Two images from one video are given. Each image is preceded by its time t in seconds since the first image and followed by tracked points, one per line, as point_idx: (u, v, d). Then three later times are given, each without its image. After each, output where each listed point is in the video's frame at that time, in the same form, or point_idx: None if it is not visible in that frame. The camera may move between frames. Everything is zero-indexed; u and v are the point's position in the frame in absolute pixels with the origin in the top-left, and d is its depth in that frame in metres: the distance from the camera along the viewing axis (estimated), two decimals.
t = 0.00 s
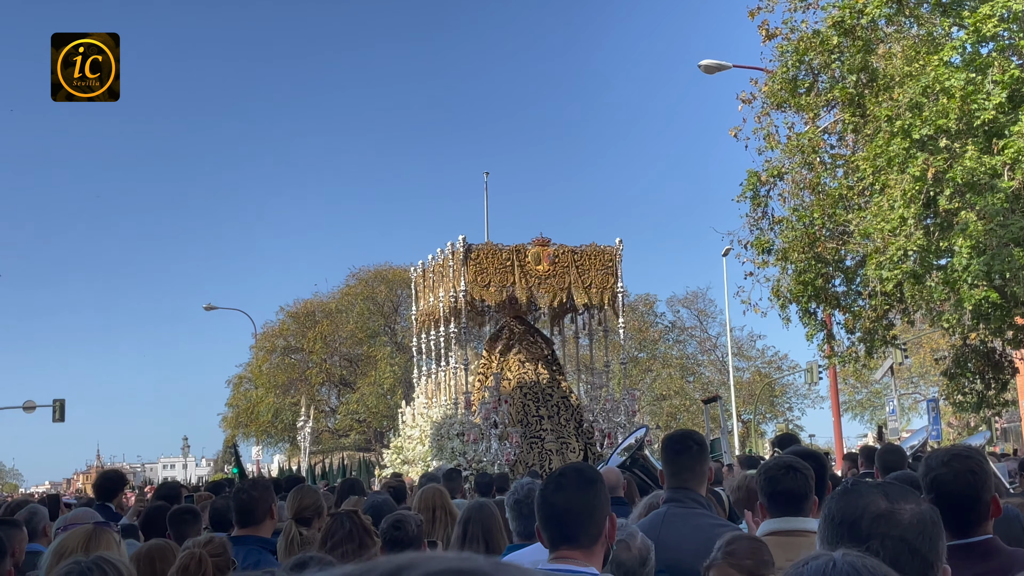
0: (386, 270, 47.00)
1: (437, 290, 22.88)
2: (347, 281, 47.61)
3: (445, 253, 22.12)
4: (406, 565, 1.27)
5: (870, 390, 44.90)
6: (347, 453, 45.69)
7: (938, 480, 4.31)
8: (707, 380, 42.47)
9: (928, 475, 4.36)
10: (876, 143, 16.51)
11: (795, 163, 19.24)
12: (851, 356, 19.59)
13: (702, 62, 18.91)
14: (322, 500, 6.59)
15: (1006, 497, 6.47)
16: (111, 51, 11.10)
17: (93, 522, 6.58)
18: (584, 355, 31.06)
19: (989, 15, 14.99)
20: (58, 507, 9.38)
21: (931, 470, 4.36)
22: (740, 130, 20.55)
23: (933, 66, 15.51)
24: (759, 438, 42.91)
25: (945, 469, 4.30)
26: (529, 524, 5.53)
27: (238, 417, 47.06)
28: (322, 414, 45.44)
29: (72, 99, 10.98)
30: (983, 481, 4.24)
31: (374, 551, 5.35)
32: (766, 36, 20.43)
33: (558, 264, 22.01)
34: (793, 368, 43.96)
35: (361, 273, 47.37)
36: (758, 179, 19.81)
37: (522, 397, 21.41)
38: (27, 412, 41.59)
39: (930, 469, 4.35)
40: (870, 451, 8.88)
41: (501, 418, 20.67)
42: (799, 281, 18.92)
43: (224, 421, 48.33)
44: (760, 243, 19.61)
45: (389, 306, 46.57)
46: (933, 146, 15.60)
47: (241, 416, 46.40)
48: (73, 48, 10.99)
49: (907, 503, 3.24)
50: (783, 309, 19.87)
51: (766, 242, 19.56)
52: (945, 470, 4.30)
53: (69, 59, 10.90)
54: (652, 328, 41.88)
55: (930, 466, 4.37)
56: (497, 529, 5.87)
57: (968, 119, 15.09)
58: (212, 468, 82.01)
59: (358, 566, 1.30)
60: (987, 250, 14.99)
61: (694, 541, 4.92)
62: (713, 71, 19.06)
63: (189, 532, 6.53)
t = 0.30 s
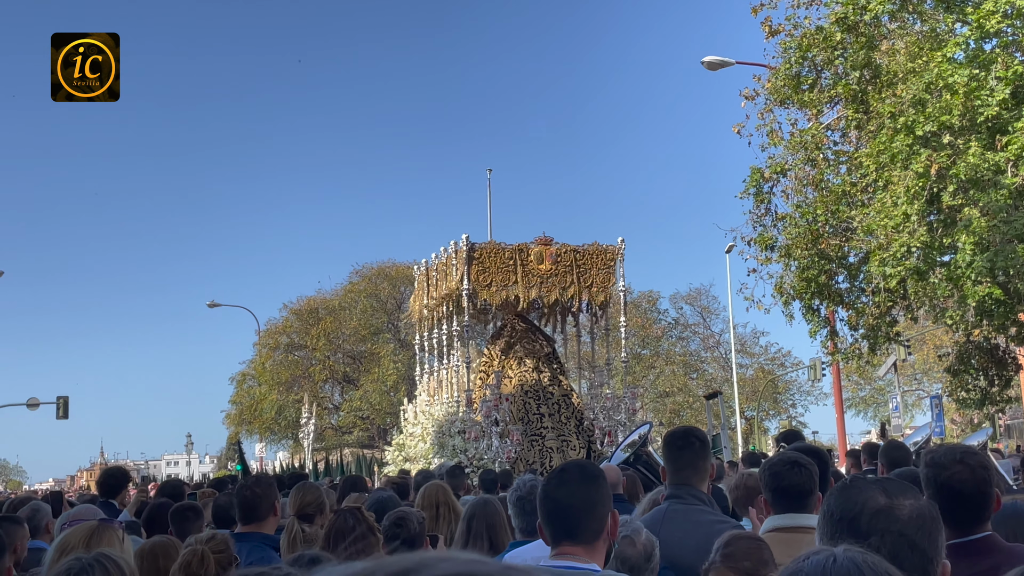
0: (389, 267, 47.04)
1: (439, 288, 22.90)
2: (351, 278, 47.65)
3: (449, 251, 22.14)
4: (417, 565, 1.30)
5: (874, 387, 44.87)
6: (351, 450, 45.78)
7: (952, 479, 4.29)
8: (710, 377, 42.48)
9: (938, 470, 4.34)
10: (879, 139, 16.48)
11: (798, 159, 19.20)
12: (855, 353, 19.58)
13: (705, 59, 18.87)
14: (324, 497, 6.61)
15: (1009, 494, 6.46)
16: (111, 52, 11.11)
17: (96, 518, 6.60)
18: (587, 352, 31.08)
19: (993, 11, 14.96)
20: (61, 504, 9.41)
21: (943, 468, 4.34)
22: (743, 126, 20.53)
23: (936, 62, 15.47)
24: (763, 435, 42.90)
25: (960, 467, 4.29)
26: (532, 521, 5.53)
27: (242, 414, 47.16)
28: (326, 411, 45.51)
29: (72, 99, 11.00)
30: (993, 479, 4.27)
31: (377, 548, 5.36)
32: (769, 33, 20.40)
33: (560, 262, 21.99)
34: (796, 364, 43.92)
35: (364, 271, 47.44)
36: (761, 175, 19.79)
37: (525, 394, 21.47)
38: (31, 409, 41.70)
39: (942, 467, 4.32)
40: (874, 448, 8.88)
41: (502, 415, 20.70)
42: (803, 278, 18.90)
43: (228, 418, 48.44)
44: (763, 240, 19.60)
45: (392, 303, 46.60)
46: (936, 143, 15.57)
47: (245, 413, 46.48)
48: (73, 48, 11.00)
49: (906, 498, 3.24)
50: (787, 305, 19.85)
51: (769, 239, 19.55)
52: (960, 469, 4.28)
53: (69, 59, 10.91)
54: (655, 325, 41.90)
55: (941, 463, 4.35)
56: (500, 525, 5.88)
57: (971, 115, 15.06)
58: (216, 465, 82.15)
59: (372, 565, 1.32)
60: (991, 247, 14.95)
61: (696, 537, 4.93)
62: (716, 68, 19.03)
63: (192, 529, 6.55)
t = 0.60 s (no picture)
0: (390, 265, 47.05)
1: (440, 287, 22.91)
2: (352, 276, 47.67)
3: (449, 251, 22.15)
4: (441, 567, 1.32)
5: (876, 385, 44.86)
6: (352, 448, 45.82)
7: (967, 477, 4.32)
8: (711, 375, 42.48)
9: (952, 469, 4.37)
10: (882, 137, 16.47)
11: (800, 157, 19.18)
12: (856, 351, 19.58)
13: (707, 56, 18.85)
14: (325, 495, 6.62)
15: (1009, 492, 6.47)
16: (110, 52, 11.12)
17: (96, 516, 6.61)
18: (589, 350, 31.07)
19: (996, 8, 14.94)
20: (61, 502, 9.42)
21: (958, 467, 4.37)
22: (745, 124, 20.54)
23: (938, 59, 15.47)
24: (765, 433, 42.91)
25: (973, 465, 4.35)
26: (533, 518, 5.55)
27: (243, 412, 47.22)
28: (327, 409, 45.55)
29: (72, 99, 11.01)
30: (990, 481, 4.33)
31: (379, 545, 5.37)
32: (771, 30, 20.39)
33: (561, 262, 21.99)
34: (798, 362, 43.91)
35: (366, 269, 47.49)
36: (763, 173, 19.79)
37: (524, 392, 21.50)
38: (33, 407, 41.76)
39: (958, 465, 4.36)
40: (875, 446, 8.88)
41: (501, 414, 20.72)
42: (805, 276, 18.89)
43: (230, 416, 48.51)
44: (765, 238, 19.59)
45: (394, 301, 46.61)
46: (939, 141, 15.56)
47: (247, 411, 46.53)
48: (73, 48, 11.01)
49: (907, 497, 3.25)
50: (789, 303, 19.84)
51: (771, 236, 19.53)
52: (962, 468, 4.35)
53: (69, 59, 10.92)
54: (657, 323, 41.88)
55: (953, 462, 4.38)
56: (502, 522, 5.89)
57: (973, 113, 15.06)
58: (218, 463, 82.20)
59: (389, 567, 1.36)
60: (993, 244, 14.95)
61: (698, 534, 4.93)
62: (717, 66, 19.03)
63: (192, 527, 6.55)
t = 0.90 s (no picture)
0: (392, 264, 47.06)
1: (440, 287, 22.93)
2: (354, 275, 47.70)
3: (449, 251, 22.17)
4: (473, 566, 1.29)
5: (878, 384, 44.82)
6: (354, 447, 45.88)
7: (982, 478, 4.30)
8: (713, 374, 42.47)
9: (962, 470, 4.33)
10: (883, 136, 16.47)
11: (802, 156, 19.17)
12: (858, 350, 19.58)
13: (709, 55, 18.84)
14: (326, 494, 6.62)
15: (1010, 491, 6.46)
16: (111, 51, 11.14)
17: (98, 514, 6.63)
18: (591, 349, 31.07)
19: (998, 8, 14.95)
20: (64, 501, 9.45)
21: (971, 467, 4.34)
22: (747, 123, 20.52)
23: (940, 59, 15.47)
24: (766, 432, 42.91)
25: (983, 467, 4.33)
26: (535, 516, 5.55)
27: (245, 411, 47.28)
28: (328, 408, 45.59)
29: (72, 99, 11.02)
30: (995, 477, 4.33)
31: (380, 543, 5.38)
32: (773, 29, 20.39)
33: (560, 262, 22.00)
34: (800, 361, 43.91)
35: (367, 267, 47.50)
36: (765, 172, 19.77)
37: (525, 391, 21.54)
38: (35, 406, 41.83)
39: (972, 468, 4.32)
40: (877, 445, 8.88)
41: (500, 413, 20.73)
42: (806, 275, 18.89)
43: (231, 415, 48.52)
44: (766, 237, 19.59)
45: (395, 300, 46.61)
46: (940, 140, 15.56)
47: (248, 409, 46.56)
48: (73, 48, 11.02)
49: (904, 489, 3.25)
50: (790, 302, 19.84)
51: (773, 236, 19.52)
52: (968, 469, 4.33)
53: (69, 59, 10.93)
54: (658, 322, 41.87)
55: (962, 463, 4.34)
56: (504, 521, 5.89)
57: (975, 112, 15.06)
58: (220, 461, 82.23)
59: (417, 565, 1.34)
60: (995, 243, 14.94)
61: (700, 534, 4.94)
62: (719, 64, 19.00)
63: (194, 525, 6.56)
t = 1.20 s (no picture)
0: (392, 264, 47.09)
1: (438, 288, 22.94)
2: (354, 275, 47.72)
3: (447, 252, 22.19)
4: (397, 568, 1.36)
5: (878, 384, 44.79)
6: (354, 447, 45.87)
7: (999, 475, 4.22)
8: (713, 374, 42.47)
9: (980, 466, 4.23)
10: (883, 136, 16.47)
11: (802, 156, 19.18)
12: (858, 350, 19.58)
13: (709, 56, 18.84)
14: (327, 494, 6.63)
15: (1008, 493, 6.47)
16: (111, 52, 11.15)
17: (98, 513, 6.63)
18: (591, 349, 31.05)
19: (998, 8, 14.95)
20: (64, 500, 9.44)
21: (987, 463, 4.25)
22: (747, 123, 20.52)
23: (940, 59, 15.47)
24: (766, 432, 42.92)
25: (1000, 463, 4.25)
26: (536, 516, 5.55)
27: (245, 411, 47.30)
28: (329, 408, 45.62)
29: (72, 99, 11.03)
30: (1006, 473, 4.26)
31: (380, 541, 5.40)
32: (773, 30, 20.39)
33: (558, 263, 22.02)
34: (800, 361, 43.92)
35: (367, 267, 47.52)
36: (765, 173, 19.77)
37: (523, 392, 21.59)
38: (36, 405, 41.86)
39: (990, 463, 4.23)
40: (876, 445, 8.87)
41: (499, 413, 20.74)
42: (806, 275, 18.90)
43: (232, 414, 48.55)
44: (767, 237, 19.60)
45: (396, 300, 46.61)
46: (941, 140, 15.57)
47: (249, 409, 46.60)
48: (73, 48, 11.03)
49: (870, 481, 3.35)
50: (790, 302, 19.83)
51: (773, 236, 19.52)
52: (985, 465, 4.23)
53: (69, 59, 10.94)
54: (659, 322, 41.84)
55: (979, 458, 4.25)
56: (504, 520, 5.90)
57: (975, 112, 15.07)
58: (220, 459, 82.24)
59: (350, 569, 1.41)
60: (995, 243, 14.93)
61: (702, 535, 4.96)
62: (720, 65, 19.01)
63: (196, 524, 6.57)
